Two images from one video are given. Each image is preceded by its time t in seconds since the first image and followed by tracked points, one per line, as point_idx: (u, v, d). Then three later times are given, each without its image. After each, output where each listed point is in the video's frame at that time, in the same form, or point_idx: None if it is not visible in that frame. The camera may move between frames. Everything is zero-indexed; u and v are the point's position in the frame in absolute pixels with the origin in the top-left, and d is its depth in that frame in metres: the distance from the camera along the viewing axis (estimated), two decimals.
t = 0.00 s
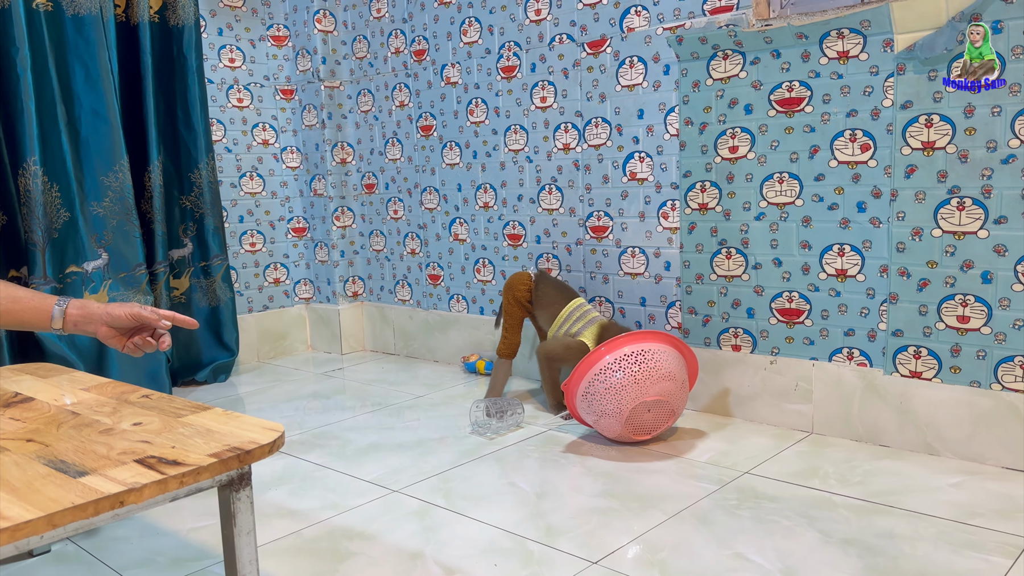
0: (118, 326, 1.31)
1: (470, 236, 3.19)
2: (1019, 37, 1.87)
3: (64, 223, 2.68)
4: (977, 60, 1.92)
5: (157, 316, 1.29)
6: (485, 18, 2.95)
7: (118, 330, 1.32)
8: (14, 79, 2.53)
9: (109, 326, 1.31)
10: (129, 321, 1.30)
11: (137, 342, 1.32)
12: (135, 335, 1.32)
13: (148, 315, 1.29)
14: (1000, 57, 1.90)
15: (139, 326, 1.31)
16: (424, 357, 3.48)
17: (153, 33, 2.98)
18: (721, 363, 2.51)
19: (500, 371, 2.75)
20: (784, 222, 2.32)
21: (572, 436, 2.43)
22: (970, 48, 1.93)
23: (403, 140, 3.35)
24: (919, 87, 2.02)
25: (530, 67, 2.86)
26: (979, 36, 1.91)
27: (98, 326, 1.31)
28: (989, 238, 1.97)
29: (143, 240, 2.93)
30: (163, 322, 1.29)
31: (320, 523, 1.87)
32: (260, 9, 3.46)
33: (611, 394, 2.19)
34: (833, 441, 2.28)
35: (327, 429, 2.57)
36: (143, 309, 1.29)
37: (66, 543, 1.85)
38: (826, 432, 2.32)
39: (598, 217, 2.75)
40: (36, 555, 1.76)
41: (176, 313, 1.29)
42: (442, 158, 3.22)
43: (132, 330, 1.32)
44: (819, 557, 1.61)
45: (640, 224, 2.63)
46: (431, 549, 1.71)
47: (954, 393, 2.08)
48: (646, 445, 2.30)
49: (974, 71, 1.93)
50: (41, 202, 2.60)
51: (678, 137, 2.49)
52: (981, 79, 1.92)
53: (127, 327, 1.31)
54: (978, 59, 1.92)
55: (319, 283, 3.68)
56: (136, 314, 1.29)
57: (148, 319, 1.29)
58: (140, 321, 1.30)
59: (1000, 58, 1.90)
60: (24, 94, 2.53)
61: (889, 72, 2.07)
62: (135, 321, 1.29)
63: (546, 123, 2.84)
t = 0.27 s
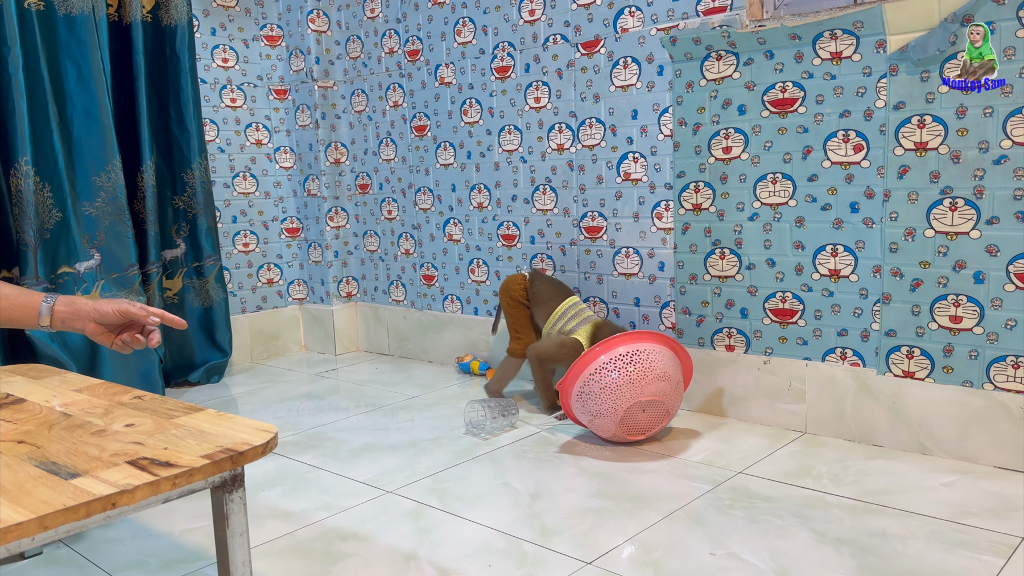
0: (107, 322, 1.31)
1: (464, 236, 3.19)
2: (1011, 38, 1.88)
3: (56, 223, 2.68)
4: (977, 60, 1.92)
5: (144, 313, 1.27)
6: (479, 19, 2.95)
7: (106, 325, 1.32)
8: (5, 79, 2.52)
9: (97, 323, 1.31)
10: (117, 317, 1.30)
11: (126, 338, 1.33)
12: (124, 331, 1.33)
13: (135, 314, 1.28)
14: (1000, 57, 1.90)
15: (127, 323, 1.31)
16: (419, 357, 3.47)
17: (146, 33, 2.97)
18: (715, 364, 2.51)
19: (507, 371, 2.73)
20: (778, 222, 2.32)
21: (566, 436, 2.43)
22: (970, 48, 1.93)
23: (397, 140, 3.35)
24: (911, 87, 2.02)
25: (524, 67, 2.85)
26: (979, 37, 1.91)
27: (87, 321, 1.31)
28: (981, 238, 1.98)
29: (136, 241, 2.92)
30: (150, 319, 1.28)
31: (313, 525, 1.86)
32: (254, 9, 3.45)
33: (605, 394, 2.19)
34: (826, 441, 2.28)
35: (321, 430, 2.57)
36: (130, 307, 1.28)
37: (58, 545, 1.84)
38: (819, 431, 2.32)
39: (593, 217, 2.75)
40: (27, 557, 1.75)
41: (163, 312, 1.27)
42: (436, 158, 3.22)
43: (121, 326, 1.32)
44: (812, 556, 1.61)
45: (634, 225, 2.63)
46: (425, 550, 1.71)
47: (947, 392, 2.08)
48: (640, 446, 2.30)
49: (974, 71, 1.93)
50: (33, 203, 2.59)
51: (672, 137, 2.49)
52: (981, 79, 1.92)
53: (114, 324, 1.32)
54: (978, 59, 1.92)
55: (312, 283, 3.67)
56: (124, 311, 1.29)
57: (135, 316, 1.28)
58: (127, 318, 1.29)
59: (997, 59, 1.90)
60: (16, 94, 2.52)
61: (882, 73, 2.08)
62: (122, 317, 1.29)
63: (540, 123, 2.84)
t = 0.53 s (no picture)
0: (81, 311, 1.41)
1: (460, 236, 3.19)
2: (1005, 38, 1.88)
3: (51, 224, 2.66)
4: (977, 60, 1.92)
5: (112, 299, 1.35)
6: (475, 19, 2.95)
7: (79, 316, 1.42)
8: None
9: (69, 313, 1.41)
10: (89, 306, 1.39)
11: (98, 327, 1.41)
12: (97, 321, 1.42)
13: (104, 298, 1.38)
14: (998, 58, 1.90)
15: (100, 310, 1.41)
16: (415, 357, 3.47)
17: (141, 32, 2.96)
18: (711, 364, 2.51)
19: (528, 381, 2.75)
20: (773, 222, 2.32)
21: (563, 436, 2.43)
22: (970, 48, 1.92)
23: (393, 140, 3.34)
24: (906, 88, 2.03)
25: (520, 67, 2.85)
26: (980, 36, 1.91)
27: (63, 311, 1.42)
28: (976, 238, 1.98)
29: (131, 241, 2.91)
30: (119, 310, 1.35)
31: (309, 525, 1.86)
32: (249, 9, 3.44)
33: (601, 394, 2.19)
34: (822, 441, 2.29)
35: (317, 430, 2.56)
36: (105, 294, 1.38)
37: (53, 546, 1.83)
38: (815, 431, 2.33)
39: (589, 217, 2.75)
40: (22, 558, 1.74)
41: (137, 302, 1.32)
42: (432, 158, 3.22)
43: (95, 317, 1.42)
44: (808, 556, 1.61)
45: (630, 225, 2.63)
46: (422, 550, 1.71)
47: (942, 392, 2.09)
48: (636, 446, 2.31)
49: (974, 71, 1.92)
50: (28, 203, 2.58)
51: (668, 138, 2.49)
52: (982, 79, 1.92)
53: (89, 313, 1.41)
54: (978, 59, 1.92)
55: (308, 284, 3.67)
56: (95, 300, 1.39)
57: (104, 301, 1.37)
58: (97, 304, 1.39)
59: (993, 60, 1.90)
60: (11, 94, 2.51)
61: (877, 73, 2.08)
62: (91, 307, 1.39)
63: (536, 123, 2.84)
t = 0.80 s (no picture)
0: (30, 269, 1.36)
1: (458, 236, 3.19)
2: (1003, 38, 1.88)
3: (48, 224, 2.66)
4: (977, 60, 1.92)
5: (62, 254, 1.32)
6: (473, 19, 2.95)
7: (24, 275, 1.37)
8: None
9: (14, 272, 1.36)
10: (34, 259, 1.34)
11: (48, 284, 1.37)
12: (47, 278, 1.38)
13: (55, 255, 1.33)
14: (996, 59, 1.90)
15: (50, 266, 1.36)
16: (413, 358, 3.47)
17: (138, 32, 2.96)
18: (709, 364, 2.52)
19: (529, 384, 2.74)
20: (771, 222, 2.33)
21: (561, 436, 2.43)
22: (970, 48, 1.92)
23: (391, 140, 3.34)
24: (904, 88, 2.03)
25: (518, 67, 2.85)
26: (980, 36, 1.90)
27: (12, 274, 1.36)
28: (973, 238, 1.98)
29: (128, 241, 2.91)
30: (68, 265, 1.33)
31: (307, 525, 1.86)
32: (247, 9, 3.44)
33: (599, 394, 2.19)
34: (820, 441, 2.29)
35: (315, 430, 2.56)
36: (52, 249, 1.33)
37: (51, 547, 1.83)
38: (813, 431, 2.33)
39: (587, 217, 2.75)
40: (20, 558, 1.74)
41: (88, 253, 1.29)
42: (430, 158, 3.22)
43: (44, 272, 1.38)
44: (806, 556, 1.61)
45: (628, 225, 2.63)
46: (419, 551, 1.71)
47: (939, 392, 2.09)
48: (635, 446, 2.31)
49: (974, 71, 1.92)
50: (25, 203, 2.57)
51: (666, 138, 2.50)
52: (982, 79, 1.92)
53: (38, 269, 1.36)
54: (978, 59, 1.91)
55: (306, 284, 3.67)
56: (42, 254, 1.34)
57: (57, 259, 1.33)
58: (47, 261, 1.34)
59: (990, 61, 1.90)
60: (8, 93, 2.50)
61: (875, 74, 2.09)
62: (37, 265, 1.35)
63: (534, 123, 2.84)
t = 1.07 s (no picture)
0: None
1: (458, 236, 3.19)
2: (1004, 39, 1.88)
3: (49, 224, 2.66)
4: (977, 60, 1.92)
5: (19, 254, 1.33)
6: (473, 19, 2.95)
7: None
8: None
9: None
10: None
11: None
12: None
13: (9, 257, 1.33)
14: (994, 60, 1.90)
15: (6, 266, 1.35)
16: (413, 358, 3.47)
17: (139, 32, 2.96)
18: (709, 364, 2.52)
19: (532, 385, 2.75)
20: (771, 222, 2.33)
21: (561, 436, 2.43)
22: (970, 48, 1.92)
23: (391, 140, 3.34)
24: (904, 88, 2.03)
25: (518, 68, 2.86)
26: (979, 37, 1.91)
27: None
28: (973, 239, 1.99)
29: (128, 241, 2.91)
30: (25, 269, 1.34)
31: (307, 525, 1.86)
32: (247, 9, 3.44)
33: (599, 394, 2.19)
34: (819, 441, 2.29)
35: (315, 430, 2.56)
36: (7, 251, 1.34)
37: (50, 547, 1.83)
38: (812, 432, 2.33)
39: (587, 217, 2.75)
40: (20, 558, 1.74)
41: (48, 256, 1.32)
42: (430, 158, 3.22)
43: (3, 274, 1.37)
44: (805, 556, 1.62)
45: (628, 225, 2.64)
46: (419, 551, 1.71)
47: (939, 392, 2.09)
48: (634, 446, 2.31)
49: (974, 71, 1.92)
50: (26, 203, 2.58)
51: (666, 138, 2.50)
52: (981, 79, 1.92)
53: None
54: (978, 59, 1.92)
55: (306, 284, 3.67)
56: None
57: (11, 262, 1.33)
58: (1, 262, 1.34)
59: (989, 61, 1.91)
60: (9, 93, 2.50)
61: (875, 74, 2.09)
62: None
63: (534, 123, 2.84)
